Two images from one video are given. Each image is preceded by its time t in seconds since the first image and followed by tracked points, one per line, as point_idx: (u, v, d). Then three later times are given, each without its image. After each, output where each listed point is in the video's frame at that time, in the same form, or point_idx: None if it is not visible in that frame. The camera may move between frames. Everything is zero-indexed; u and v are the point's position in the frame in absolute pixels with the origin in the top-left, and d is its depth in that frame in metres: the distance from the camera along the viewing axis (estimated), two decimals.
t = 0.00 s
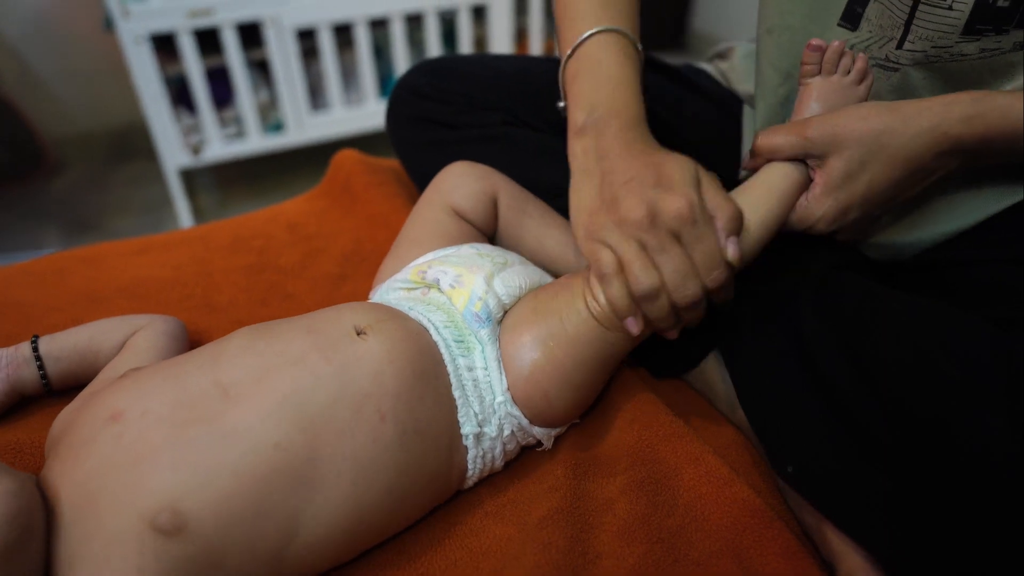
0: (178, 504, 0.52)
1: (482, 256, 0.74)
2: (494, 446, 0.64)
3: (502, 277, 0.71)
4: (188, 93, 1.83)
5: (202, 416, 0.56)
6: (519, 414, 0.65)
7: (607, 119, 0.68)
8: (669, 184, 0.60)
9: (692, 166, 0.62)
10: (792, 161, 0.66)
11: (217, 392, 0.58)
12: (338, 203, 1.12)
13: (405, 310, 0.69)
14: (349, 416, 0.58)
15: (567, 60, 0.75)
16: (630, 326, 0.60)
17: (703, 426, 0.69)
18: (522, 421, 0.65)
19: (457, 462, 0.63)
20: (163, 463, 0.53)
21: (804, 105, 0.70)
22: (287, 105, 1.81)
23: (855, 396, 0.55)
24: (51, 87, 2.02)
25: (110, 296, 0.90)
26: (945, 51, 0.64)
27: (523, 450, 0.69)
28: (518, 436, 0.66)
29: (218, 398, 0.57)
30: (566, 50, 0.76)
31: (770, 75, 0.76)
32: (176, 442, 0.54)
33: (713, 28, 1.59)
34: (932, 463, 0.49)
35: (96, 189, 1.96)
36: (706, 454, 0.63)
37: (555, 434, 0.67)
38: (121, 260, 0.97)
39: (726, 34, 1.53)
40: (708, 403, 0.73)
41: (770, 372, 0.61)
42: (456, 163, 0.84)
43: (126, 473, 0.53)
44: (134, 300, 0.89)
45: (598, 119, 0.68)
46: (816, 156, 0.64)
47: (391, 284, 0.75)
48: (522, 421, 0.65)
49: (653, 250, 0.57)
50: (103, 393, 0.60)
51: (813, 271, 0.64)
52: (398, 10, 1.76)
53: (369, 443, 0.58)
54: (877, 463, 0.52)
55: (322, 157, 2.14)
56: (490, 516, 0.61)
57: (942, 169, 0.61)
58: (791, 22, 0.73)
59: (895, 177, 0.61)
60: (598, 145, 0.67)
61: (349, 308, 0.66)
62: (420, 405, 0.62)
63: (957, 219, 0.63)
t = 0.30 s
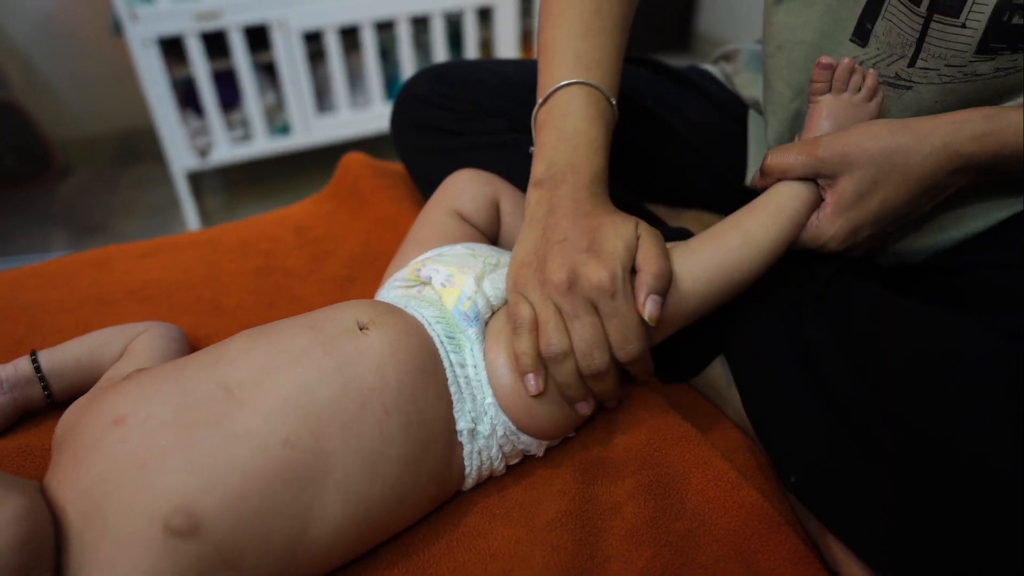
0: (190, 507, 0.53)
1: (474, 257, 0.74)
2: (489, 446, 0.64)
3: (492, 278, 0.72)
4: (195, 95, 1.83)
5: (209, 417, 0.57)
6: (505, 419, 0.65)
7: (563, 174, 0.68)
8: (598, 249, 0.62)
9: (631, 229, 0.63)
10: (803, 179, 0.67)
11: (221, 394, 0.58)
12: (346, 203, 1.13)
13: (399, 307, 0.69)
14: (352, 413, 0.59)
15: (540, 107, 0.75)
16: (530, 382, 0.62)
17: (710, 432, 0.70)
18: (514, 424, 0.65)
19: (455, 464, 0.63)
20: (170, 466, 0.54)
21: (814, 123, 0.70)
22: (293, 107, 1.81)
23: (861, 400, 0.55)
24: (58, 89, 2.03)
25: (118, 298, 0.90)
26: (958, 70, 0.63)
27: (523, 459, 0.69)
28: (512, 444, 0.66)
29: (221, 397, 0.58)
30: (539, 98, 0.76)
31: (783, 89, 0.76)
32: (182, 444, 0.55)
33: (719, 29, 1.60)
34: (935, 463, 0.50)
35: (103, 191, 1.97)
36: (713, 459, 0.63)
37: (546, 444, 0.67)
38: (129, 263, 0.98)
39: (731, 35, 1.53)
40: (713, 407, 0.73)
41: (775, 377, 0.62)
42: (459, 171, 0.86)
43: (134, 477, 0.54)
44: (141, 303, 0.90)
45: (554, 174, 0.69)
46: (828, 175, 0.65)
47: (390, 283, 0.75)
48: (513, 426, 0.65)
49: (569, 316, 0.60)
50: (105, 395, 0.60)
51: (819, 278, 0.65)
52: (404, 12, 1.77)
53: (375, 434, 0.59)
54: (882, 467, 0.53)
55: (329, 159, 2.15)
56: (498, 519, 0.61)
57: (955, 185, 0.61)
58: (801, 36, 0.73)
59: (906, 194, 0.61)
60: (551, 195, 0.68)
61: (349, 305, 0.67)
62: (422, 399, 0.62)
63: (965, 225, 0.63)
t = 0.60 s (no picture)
0: (212, 496, 0.53)
1: (499, 254, 0.74)
2: (500, 440, 0.65)
3: (518, 271, 0.71)
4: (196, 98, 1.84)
5: (223, 412, 0.57)
6: (529, 409, 0.65)
7: (623, 117, 0.64)
8: (672, 187, 0.54)
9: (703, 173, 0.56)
10: (801, 159, 0.65)
11: (240, 388, 0.58)
12: (348, 205, 1.13)
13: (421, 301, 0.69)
14: (361, 404, 0.59)
15: (588, 58, 0.74)
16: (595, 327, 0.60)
17: (714, 431, 0.70)
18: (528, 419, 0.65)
19: (466, 455, 0.63)
20: (191, 458, 0.54)
21: (815, 105, 0.69)
22: (294, 110, 1.81)
23: (866, 398, 0.55)
24: (60, 93, 2.03)
25: (122, 300, 0.90)
26: (967, 56, 0.64)
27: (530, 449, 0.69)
28: (524, 433, 0.66)
29: (240, 392, 0.58)
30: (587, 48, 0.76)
31: (788, 73, 0.74)
32: (201, 438, 0.55)
33: (720, 29, 1.60)
34: (938, 461, 0.49)
35: (105, 194, 1.97)
36: (717, 458, 0.63)
37: (564, 431, 0.67)
38: (133, 265, 0.98)
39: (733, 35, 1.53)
40: (716, 406, 0.73)
41: (776, 374, 0.62)
42: (452, 177, 0.86)
43: (151, 473, 0.54)
44: (145, 305, 0.90)
45: (613, 117, 0.65)
46: (825, 155, 0.63)
47: (414, 282, 0.75)
48: (529, 418, 0.65)
49: (640, 255, 0.53)
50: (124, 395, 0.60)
51: (818, 271, 0.64)
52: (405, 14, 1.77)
53: (387, 425, 0.59)
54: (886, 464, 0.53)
55: (331, 161, 2.15)
56: (501, 519, 0.61)
57: (950, 172, 0.61)
58: (813, 26, 0.72)
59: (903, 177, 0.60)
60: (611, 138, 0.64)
61: (365, 296, 0.67)
62: (437, 390, 0.62)
63: (965, 221, 0.63)
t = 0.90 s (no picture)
0: (204, 496, 0.53)
1: (478, 257, 0.74)
2: (495, 435, 0.64)
3: (498, 270, 0.72)
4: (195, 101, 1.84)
5: (216, 412, 0.56)
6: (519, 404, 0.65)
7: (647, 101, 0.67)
8: (717, 156, 0.60)
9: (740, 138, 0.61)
10: (803, 155, 0.64)
11: (230, 388, 0.58)
12: (348, 207, 1.13)
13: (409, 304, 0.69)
14: (353, 400, 0.59)
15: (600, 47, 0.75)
16: (680, 300, 0.60)
17: (713, 433, 0.70)
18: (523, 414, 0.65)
19: (460, 450, 0.63)
20: (183, 458, 0.54)
21: (823, 102, 0.69)
22: (293, 113, 1.82)
23: (867, 397, 0.55)
24: (60, 96, 2.04)
25: (121, 303, 0.90)
26: (964, 54, 0.63)
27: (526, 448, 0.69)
28: (518, 427, 0.66)
29: (231, 392, 0.58)
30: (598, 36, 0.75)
31: (790, 73, 0.75)
32: (192, 440, 0.55)
33: (719, 32, 1.60)
34: (937, 459, 0.50)
35: (105, 197, 1.97)
36: (715, 459, 0.63)
37: (556, 429, 0.67)
38: (133, 268, 0.98)
39: (733, 39, 1.53)
40: (714, 408, 0.73)
41: (776, 372, 0.62)
42: (375, 188, 0.88)
43: (144, 474, 0.54)
44: (144, 307, 0.90)
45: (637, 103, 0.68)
46: (829, 151, 0.62)
47: (393, 292, 0.75)
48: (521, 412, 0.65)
49: (708, 225, 0.57)
50: (116, 399, 0.60)
51: (821, 275, 0.64)
52: (404, 17, 1.77)
53: (379, 422, 0.59)
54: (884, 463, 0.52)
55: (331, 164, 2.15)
56: (499, 521, 0.61)
57: (954, 169, 0.59)
58: (812, 21, 0.73)
59: (908, 175, 0.59)
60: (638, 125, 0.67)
61: (354, 300, 0.67)
62: (425, 387, 0.62)
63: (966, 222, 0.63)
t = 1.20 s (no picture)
0: (206, 498, 0.53)
1: (455, 262, 0.74)
2: (489, 442, 0.65)
3: (477, 276, 0.72)
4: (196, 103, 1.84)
5: (216, 415, 0.57)
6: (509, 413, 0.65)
7: (550, 175, 0.67)
8: (585, 253, 0.60)
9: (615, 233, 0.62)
10: (804, 172, 0.67)
11: (229, 393, 0.58)
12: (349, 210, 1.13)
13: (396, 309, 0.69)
14: (352, 404, 0.59)
15: (525, 105, 0.74)
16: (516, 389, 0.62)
17: (715, 436, 0.70)
18: (510, 420, 0.65)
19: (457, 455, 0.63)
20: (184, 461, 0.54)
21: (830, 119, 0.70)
22: (294, 115, 1.82)
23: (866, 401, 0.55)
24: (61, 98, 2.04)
25: (123, 306, 0.91)
26: (966, 67, 0.64)
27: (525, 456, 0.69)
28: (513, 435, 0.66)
29: (229, 397, 0.58)
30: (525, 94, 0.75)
31: (780, 86, 0.75)
32: (191, 443, 0.55)
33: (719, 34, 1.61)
34: (937, 461, 0.50)
35: (106, 199, 1.98)
36: (719, 464, 0.63)
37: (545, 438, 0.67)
38: (134, 271, 0.99)
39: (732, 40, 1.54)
40: (716, 411, 0.74)
41: (777, 377, 0.62)
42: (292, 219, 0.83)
43: (144, 477, 0.54)
44: (146, 311, 0.90)
45: (541, 175, 0.67)
46: (829, 167, 0.65)
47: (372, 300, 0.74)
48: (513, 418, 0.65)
49: (555, 321, 0.59)
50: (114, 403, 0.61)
51: (822, 280, 0.65)
52: (405, 20, 1.78)
53: (375, 424, 0.59)
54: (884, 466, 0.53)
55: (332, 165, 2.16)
56: (503, 524, 0.62)
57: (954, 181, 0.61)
58: (800, 34, 0.72)
59: (907, 192, 0.61)
60: (536, 199, 0.67)
61: (341, 305, 0.67)
62: (420, 392, 0.62)
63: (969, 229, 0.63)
